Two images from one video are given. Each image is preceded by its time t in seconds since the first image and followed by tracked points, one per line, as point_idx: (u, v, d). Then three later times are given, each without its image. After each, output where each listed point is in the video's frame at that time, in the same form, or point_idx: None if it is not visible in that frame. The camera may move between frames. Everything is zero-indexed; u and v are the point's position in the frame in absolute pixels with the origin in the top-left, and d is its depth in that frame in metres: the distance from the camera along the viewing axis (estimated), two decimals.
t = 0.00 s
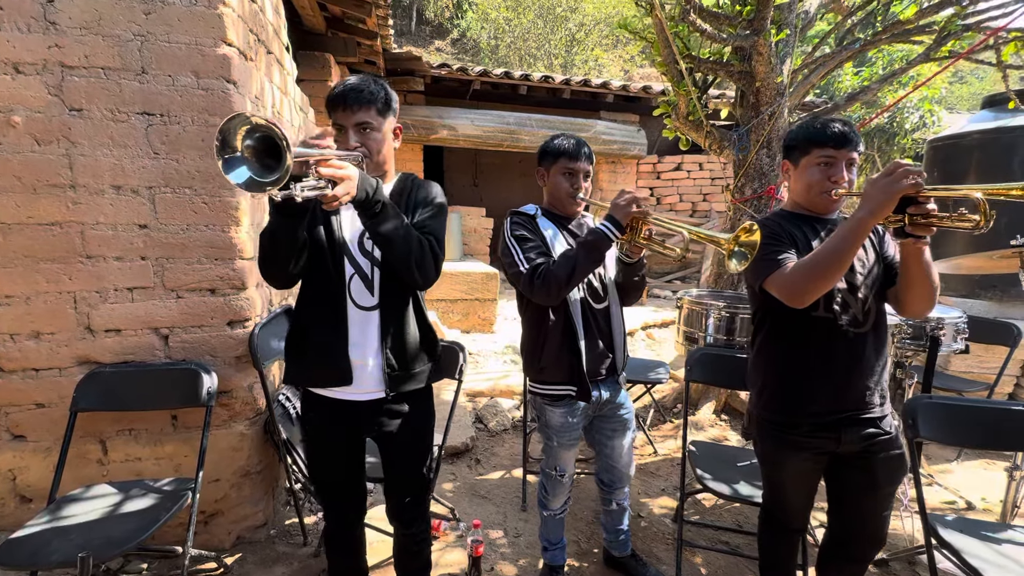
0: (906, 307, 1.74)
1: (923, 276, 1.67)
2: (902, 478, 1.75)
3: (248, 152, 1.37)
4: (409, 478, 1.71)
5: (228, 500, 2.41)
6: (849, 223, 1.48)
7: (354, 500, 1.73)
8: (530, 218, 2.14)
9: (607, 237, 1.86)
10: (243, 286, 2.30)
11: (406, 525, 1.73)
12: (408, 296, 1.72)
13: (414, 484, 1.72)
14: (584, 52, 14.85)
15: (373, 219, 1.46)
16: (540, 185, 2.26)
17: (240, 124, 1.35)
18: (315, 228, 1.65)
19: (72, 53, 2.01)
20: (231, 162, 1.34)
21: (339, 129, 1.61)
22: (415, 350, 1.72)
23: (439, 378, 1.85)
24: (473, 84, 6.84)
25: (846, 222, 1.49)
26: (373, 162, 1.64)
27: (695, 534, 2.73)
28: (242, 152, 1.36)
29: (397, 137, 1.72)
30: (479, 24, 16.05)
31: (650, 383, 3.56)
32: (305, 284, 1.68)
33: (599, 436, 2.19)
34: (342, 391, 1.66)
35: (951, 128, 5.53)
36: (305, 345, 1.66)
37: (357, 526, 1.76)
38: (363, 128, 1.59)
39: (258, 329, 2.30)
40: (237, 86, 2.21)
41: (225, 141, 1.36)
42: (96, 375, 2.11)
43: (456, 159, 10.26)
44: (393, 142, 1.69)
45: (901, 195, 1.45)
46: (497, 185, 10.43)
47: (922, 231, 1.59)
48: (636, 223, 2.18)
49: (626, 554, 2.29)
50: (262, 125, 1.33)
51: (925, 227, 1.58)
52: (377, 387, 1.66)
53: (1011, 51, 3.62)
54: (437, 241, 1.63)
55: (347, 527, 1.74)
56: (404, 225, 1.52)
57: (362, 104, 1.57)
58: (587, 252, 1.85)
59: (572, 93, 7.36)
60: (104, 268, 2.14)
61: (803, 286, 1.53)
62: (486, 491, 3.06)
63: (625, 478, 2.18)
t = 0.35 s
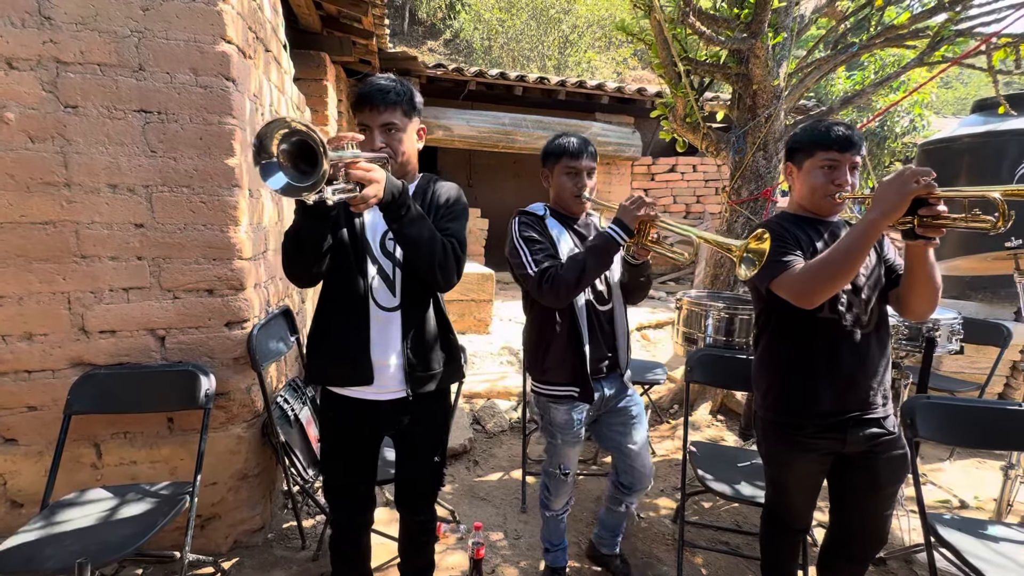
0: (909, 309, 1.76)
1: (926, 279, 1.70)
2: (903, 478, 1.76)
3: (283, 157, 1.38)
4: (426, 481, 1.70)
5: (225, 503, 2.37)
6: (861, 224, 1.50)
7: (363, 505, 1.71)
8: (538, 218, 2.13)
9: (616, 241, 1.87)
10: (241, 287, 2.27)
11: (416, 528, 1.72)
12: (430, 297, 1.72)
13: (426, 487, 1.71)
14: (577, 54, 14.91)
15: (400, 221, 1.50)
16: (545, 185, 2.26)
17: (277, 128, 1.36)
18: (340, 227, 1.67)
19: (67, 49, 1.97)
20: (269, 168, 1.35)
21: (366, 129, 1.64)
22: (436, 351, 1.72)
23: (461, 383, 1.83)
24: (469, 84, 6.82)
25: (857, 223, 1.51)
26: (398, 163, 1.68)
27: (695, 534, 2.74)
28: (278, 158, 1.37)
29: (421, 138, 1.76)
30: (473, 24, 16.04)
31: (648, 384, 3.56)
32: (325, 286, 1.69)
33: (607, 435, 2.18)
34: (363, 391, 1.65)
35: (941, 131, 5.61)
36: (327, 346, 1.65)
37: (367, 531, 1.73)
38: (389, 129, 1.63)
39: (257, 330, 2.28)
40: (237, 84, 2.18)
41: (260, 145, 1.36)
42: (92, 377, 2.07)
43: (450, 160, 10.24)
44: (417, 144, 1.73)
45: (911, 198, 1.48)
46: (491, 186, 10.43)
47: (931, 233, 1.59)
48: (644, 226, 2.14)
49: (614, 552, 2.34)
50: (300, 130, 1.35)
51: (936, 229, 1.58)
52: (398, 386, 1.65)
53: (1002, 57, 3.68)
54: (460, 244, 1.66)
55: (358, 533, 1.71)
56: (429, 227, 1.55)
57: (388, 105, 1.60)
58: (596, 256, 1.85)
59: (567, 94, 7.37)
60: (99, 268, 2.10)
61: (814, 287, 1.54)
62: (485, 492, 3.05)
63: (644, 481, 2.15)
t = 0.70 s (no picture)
0: (906, 309, 1.77)
1: (921, 278, 1.71)
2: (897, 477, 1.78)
3: (291, 157, 1.42)
4: (428, 484, 1.69)
5: (219, 508, 2.34)
6: (863, 226, 1.52)
7: (366, 511, 1.68)
8: (557, 213, 2.19)
9: (613, 225, 1.84)
10: (235, 288, 2.24)
11: (417, 530, 1.71)
12: (438, 298, 1.72)
13: (428, 489, 1.70)
14: (569, 56, 14.96)
15: (409, 222, 1.51)
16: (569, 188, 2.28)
17: (283, 128, 1.40)
18: (350, 225, 1.67)
19: (56, 46, 1.94)
20: (277, 167, 1.39)
21: (377, 127, 1.64)
22: (441, 352, 1.70)
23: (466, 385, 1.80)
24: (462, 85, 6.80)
25: (859, 225, 1.53)
26: (408, 162, 1.67)
27: (691, 534, 2.76)
28: (286, 157, 1.41)
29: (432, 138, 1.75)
30: (465, 25, 16.02)
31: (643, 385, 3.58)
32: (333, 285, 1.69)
33: (610, 440, 2.15)
34: (367, 392, 1.65)
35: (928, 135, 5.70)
36: (335, 346, 1.66)
37: (367, 537, 1.69)
38: (400, 128, 1.63)
39: (251, 332, 2.26)
40: (231, 83, 2.16)
41: (268, 145, 1.41)
42: (82, 381, 2.03)
43: (443, 160, 10.22)
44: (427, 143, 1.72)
45: (913, 202, 1.50)
46: (484, 188, 10.42)
47: (929, 236, 1.64)
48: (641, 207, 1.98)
49: (614, 566, 2.26)
50: (308, 129, 1.40)
51: (933, 232, 1.62)
52: (405, 387, 1.65)
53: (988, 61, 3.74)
54: (467, 243, 1.66)
55: (357, 539, 1.66)
56: (437, 228, 1.55)
57: (400, 104, 1.61)
58: (590, 241, 1.85)
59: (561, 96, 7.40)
60: (88, 269, 2.06)
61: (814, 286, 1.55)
62: (481, 494, 3.04)
63: (631, 488, 2.14)
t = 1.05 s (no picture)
0: (907, 306, 1.79)
1: (924, 274, 1.72)
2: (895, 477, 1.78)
3: (297, 151, 1.45)
4: (430, 488, 1.68)
5: (212, 515, 2.31)
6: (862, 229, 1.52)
7: (365, 517, 1.66)
8: (584, 211, 2.19)
9: (635, 215, 1.84)
10: (230, 292, 2.21)
11: (417, 535, 1.69)
12: (440, 300, 1.70)
13: (429, 493, 1.68)
14: (562, 58, 15.01)
15: (413, 223, 1.50)
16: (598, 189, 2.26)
17: (290, 123, 1.44)
18: (351, 225, 1.65)
19: (46, 47, 1.90)
20: (281, 161, 1.42)
21: (381, 130, 1.63)
22: (443, 354, 1.69)
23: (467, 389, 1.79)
24: (457, 88, 6.78)
25: (859, 227, 1.53)
26: (412, 164, 1.67)
27: (689, 537, 2.76)
28: (291, 152, 1.44)
29: (436, 140, 1.74)
30: (458, 27, 16.02)
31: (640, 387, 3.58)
32: (337, 285, 1.66)
33: (618, 443, 2.14)
34: (367, 395, 1.63)
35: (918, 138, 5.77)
36: (337, 347, 1.64)
37: (366, 543, 1.67)
38: (405, 130, 1.62)
39: (245, 336, 2.25)
40: (225, 84, 2.13)
41: (275, 140, 1.45)
42: (72, 387, 1.99)
43: (437, 162, 10.20)
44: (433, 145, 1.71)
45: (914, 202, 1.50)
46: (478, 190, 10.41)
47: (930, 234, 1.66)
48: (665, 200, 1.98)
49: (613, 569, 2.25)
50: (313, 123, 1.42)
51: (933, 231, 1.65)
52: (407, 391, 1.64)
53: (978, 66, 3.79)
54: (470, 244, 1.65)
55: (356, 544, 1.65)
56: (440, 229, 1.54)
57: (405, 107, 1.60)
58: (613, 227, 1.85)
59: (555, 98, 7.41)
60: (79, 273, 2.02)
61: (814, 289, 1.56)
62: (478, 498, 3.02)
63: (632, 491, 2.14)
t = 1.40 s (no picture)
0: (894, 312, 1.79)
1: (914, 284, 1.71)
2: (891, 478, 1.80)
3: (296, 146, 1.41)
4: (430, 492, 1.66)
5: (205, 520, 2.27)
6: (869, 240, 1.51)
7: (363, 521, 1.63)
8: (588, 218, 2.18)
9: (631, 234, 1.83)
10: (223, 294, 2.18)
11: (415, 539, 1.67)
12: (439, 303, 1.69)
13: (429, 497, 1.66)
14: (556, 59, 15.03)
15: (413, 225, 1.48)
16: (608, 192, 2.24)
17: (291, 118, 1.40)
18: (351, 226, 1.62)
19: (34, 45, 1.87)
20: (281, 156, 1.38)
21: (381, 133, 1.62)
22: (441, 357, 1.67)
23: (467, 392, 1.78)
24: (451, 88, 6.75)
25: (866, 238, 1.52)
26: (412, 167, 1.65)
27: (686, 538, 2.76)
28: (291, 147, 1.40)
29: (437, 142, 1.72)
30: (452, 28, 15.99)
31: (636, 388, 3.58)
32: (337, 288, 1.65)
33: (619, 445, 2.13)
34: (366, 399, 1.61)
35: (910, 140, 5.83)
36: (337, 350, 1.62)
37: (364, 547, 1.64)
38: (405, 134, 1.60)
39: (238, 339, 2.22)
40: (217, 84, 2.10)
41: (274, 133, 1.40)
42: (61, 391, 1.95)
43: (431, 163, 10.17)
44: (433, 147, 1.70)
45: (921, 216, 1.49)
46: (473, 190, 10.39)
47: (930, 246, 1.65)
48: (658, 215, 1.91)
49: (609, 571, 2.23)
50: (316, 119, 1.40)
51: (938, 246, 1.64)
52: (406, 395, 1.62)
53: (969, 68, 3.82)
54: (470, 247, 1.64)
55: (355, 549, 1.62)
56: (440, 232, 1.53)
57: (405, 110, 1.58)
58: (609, 246, 1.85)
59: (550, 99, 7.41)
60: (68, 275, 1.99)
61: (819, 298, 1.55)
62: (474, 501, 3.00)
63: (628, 491, 2.13)
